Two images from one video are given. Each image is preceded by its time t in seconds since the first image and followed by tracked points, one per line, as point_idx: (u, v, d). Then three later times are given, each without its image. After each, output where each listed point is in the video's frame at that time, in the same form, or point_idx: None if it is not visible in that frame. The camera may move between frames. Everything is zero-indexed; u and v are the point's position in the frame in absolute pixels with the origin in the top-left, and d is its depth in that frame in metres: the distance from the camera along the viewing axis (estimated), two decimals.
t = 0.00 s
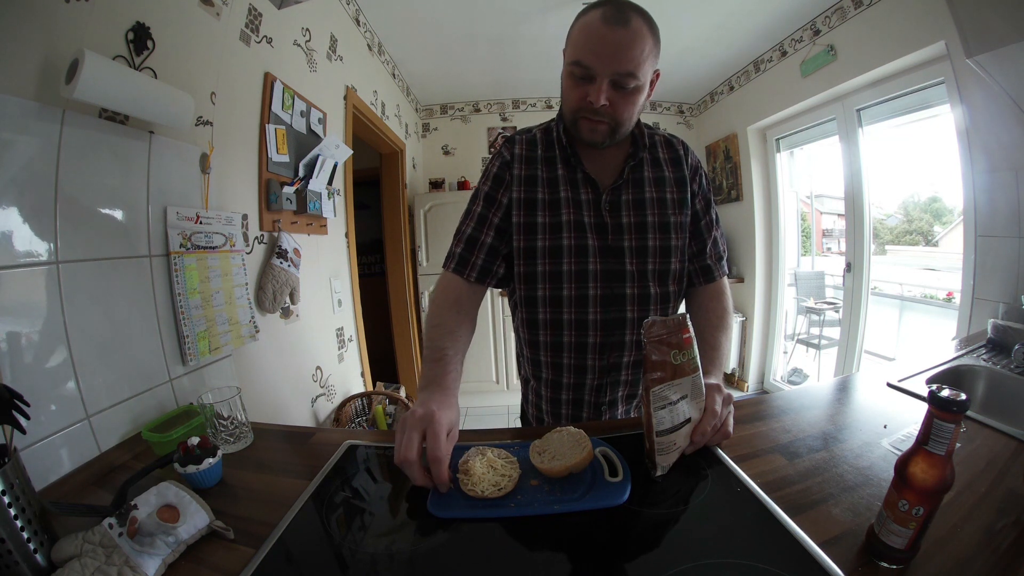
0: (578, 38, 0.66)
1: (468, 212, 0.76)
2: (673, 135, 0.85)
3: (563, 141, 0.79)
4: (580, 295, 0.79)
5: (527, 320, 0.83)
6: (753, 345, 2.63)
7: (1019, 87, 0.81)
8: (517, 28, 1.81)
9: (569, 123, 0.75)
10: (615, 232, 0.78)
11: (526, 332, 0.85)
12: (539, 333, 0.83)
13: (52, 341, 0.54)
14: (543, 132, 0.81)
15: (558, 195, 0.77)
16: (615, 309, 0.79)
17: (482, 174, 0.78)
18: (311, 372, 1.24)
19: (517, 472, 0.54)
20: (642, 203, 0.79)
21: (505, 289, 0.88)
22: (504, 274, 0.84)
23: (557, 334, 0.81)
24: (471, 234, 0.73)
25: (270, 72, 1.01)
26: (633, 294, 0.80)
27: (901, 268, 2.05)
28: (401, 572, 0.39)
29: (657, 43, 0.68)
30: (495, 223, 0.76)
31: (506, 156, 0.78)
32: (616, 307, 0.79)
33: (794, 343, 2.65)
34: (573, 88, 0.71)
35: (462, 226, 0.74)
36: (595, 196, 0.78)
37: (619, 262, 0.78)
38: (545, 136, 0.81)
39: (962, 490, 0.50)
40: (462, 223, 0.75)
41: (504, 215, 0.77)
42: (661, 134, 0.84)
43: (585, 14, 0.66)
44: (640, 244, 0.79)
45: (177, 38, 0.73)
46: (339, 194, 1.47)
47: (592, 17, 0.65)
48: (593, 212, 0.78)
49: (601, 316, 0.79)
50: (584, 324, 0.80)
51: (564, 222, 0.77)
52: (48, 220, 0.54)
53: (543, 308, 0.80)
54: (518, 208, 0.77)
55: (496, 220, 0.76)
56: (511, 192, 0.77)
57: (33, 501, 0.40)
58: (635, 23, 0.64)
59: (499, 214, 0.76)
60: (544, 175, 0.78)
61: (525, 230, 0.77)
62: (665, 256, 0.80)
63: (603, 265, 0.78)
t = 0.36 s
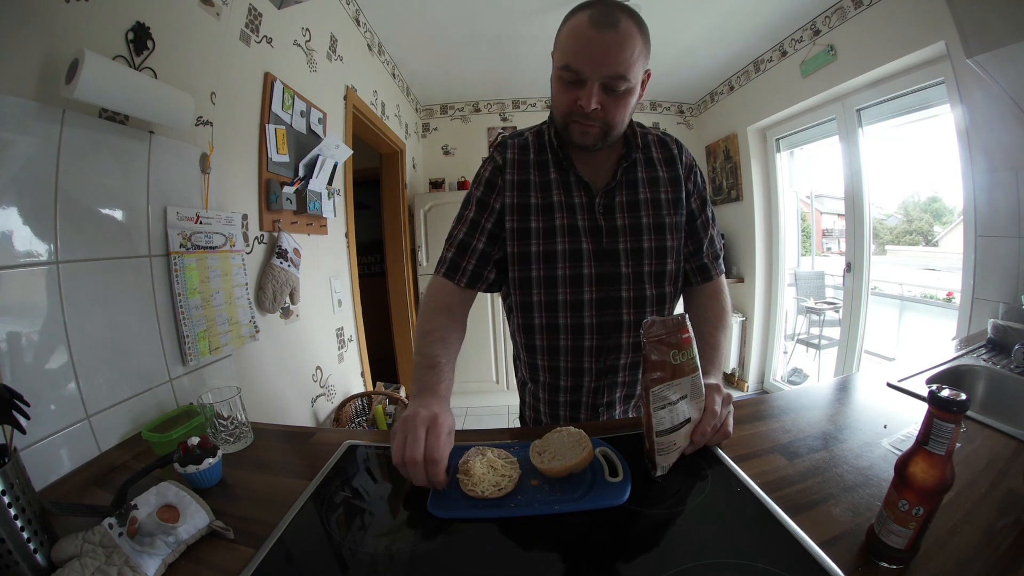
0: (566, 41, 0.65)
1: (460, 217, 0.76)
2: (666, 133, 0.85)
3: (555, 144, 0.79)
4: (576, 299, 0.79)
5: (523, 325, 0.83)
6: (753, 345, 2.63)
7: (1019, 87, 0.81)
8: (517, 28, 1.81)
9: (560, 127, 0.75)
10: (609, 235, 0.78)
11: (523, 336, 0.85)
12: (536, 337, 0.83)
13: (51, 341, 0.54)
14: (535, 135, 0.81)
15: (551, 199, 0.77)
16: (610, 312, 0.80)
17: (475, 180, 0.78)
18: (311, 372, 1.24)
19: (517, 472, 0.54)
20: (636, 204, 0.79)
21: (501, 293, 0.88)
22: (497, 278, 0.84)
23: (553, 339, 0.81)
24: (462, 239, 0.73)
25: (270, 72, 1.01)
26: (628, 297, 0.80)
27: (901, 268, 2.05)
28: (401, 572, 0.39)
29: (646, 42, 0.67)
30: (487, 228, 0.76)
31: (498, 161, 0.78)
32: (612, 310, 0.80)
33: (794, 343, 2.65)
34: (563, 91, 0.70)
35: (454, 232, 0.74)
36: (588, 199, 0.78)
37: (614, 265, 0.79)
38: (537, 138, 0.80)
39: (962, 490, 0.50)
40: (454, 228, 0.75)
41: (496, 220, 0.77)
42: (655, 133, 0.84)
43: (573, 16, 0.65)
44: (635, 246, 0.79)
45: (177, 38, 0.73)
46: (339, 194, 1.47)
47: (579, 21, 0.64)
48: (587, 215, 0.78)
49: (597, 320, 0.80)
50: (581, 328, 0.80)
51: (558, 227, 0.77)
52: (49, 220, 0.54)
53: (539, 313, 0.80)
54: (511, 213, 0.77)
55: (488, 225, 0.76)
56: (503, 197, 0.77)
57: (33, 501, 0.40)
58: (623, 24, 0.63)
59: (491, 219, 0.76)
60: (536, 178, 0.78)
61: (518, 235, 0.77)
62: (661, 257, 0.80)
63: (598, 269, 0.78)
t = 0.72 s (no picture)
0: (541, 51, 0.66)
1: (452, 229, 0.79)
2: (658, 132, 0.84)
3: (542, 150, 0.80)
4: (568, 304, 0.79)
5: (518, 329, 0.85)
6: (753, 345, 2.63)
7: (1019, 87, 0.81)
8: (517, 28, 1.81)
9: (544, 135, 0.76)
10: (600, 238, 0.78)
11: (518, 340, 0.86)
12: (530, 342, 0.83)
13: (51, 341, 0.54)
14: (523, 142, 0.82)
15: (540, 206, 0.78)
16: (603, 316, 0.80)
17: (465, 190, 0.80)
18: (311, 372, 1.24)
19: (517, 472, 0.54)
20: (627, 207, 0.79)
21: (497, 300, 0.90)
22: (492, 286, 0.87)
23: (547, 345, 0.82)
24: (454, 251, 0.78)
25: (270, 72, 1.01)
26: (621, 300, 0.80)
27: (901, 268, 2.05)
28: (401, 572, 0.39)
29: (622, 42, 0.67)
30: (478, 238, 0.79)
31: (487, 171, 0.79)
32: (605, 315, 0.80)
33: (794, 344, 2.65)
34: (542, 100, 0.71)
35: (446, 244, 0.79)
36: (579, 203, 0.78)
37: (606, 268, 0.79)
38: (526, 145, 0.81)
39: (962, 489, 0.50)
40: (447, 240, 0.79)
41: (486, 229, 0.79)
42: (646, 132, 0.84)
43: (546, 23, 0.66)
44: (627, 249, 0.79)
45: (177, 38, 0.73)
46: (339, 194, 1.47)
47: (553, 28, 0.64)
48: (578, 219, 0.78)
49: (590, 324, 0.80)
50: (574, 332, 0.80)
51: (548, 232, 0.78)
52: (48, 220, 0.54)
53: (532, 319, 0.81)
54: (501, 221, 0.78)
55: (478, 236, 0.79)
56: (493, 206, 0.79)
57: (32, 501, 0.40)
58: (596, 28, 0.63)
59: (482, 229, 0.79)
60: (526, 185, 0.79)
61: (509, 242, 0.79)
62: (654, 259, 0.80)
63: (590, 273, 0.78)
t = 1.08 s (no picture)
0: (513, 68, 0.65)
1: (433, 243, 0.82)
2: (631, 133, 0.84)
3: (514, 160, 0.80)
4: (547, 312, 0.80)
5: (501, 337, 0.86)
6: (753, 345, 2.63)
7: (1020, 87, 0.81)
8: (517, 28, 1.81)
9: (529, 150, 0.75)
10: (576, 246, 0.79)
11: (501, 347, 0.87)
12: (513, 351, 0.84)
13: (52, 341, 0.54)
14: (495, 155, 0.82)
15: (514, 217, 0.79)
16: (581, 323, 0.80)
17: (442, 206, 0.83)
18: (311, 372, 1.24)
19: (517, 472, 0.54)
20: (601, 212, 0.79)
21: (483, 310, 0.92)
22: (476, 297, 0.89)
23: (530, 352, 0.83)
24: (436, 265, 0.80)
25: (270, 72, 1.01)
26: (599, 306, 0.80)
27: (901, 268, 2.05)
28: (402, 572, 0.39)
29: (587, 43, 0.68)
30: (456, 251, 0.82)
31: (461, 184, 0.81)
32: (583, 321, 0.80)
33: (794, 343, 2.65)
34: (524, 116, 0.70)
35: (427, 258, 0.81)
36: (552, 211, 0.79)
37: (583, 275, 0.79)
38: (498, 156, 0.82)
39: (962, 490, 0.50)
40: (427, 255, 0.82)
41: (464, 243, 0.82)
42: (618, 134, 0.83)
43: (510, 37, 0.65)
44: (603, 255, 0.79)
45: (176, 38, 0.73)
46: (339, 194, 1.47)
47: (521, 42, 0.63)
48: (553, 228, 0.79)
49: (569, 331, 0.80)
50: (554, 339, 0.81)
51: (523, 243, 0.79)
52: (48, 220, 0.54)
53: (512, 328, 0.82)
54: (477, 235, 0.80)
55: (457, 249, 0.82)
56: (468, 220, 0.81)
57: (32, 501, 0.40)
58: (563, 34, 0.63)
59: (460, 244, 0.82)
60: (499, 198, 0.80)
61: (485, 255, 0.81)
62: (630, 264, 0.80)
63: (566, 281, 0.79)
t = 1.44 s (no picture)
0: (474, 53, 0.68)
1: (431, 213, 0.71)
2: (613, 133, 0.84)
3: (496, 153, 0.79)
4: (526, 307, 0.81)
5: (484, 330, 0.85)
6: (753, 345, 2.63)
7: (1020, 87, 0.81)
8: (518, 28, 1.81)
9: (493, 136, 0.75)
10: (555, 242, 0.79)
11: (483, 340, 0.86)
12: (495, 342, 0.84)
13: (53, 341, 0.54)
14: (475, 146, 0.81)
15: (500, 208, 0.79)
16: (562, 318, 0.80)
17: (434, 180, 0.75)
18: (311, 372, 1.24)
19: (517, 472, 0.54)
20: (581, 210, 0.79)
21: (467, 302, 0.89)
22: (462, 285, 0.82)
23: (512, 343, 0.83)
24: (444, 228, 0.67)
25: (270, 72, 1.01)
26: (580, 302, 0.80)
27: (902, 268, 2.05)
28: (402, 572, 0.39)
29: (551, 37, 0.70)
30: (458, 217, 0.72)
31: (453, 163, 0.76)
32: (564, 317, 0.80)
33: (794, 343, 2.65)
34: (484, 97, 0.71)
35: (430, 225, 0.68)
36: (534, 207, 0.79)
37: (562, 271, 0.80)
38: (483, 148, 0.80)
39: (962, 490, 0.50)
40: (428, 225, 0.69)
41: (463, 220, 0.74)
42: (600, 134, 0.84)
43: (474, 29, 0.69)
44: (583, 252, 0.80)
45: (176, 37, 0.73)
46: (339, 194, 1.46)
47: (480, 28, 0.67)
48: (533, 223, 0.80)
49: (549, 327, 0.81)
50: (535, 331, 0.82)
51: (507, 235, 0.79)
52: (48, 220, 0.54)
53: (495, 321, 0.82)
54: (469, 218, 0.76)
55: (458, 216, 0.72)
56: (463, 196, 0.75)
57: (33, 501, 0.40)
58: (521, 19, 0.66)
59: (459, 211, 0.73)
60: (489, 185, 0.78)
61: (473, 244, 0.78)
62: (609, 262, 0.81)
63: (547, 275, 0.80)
